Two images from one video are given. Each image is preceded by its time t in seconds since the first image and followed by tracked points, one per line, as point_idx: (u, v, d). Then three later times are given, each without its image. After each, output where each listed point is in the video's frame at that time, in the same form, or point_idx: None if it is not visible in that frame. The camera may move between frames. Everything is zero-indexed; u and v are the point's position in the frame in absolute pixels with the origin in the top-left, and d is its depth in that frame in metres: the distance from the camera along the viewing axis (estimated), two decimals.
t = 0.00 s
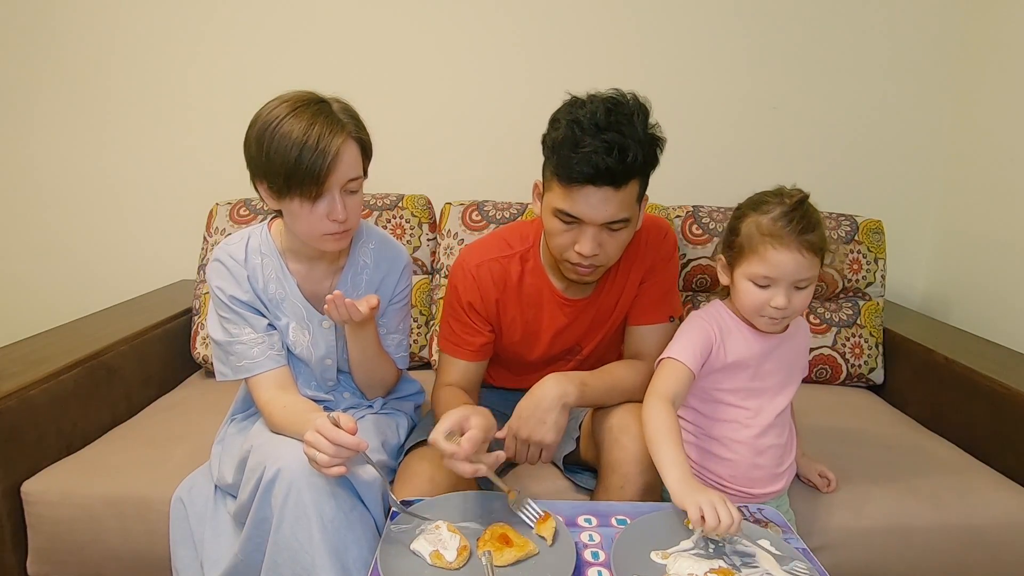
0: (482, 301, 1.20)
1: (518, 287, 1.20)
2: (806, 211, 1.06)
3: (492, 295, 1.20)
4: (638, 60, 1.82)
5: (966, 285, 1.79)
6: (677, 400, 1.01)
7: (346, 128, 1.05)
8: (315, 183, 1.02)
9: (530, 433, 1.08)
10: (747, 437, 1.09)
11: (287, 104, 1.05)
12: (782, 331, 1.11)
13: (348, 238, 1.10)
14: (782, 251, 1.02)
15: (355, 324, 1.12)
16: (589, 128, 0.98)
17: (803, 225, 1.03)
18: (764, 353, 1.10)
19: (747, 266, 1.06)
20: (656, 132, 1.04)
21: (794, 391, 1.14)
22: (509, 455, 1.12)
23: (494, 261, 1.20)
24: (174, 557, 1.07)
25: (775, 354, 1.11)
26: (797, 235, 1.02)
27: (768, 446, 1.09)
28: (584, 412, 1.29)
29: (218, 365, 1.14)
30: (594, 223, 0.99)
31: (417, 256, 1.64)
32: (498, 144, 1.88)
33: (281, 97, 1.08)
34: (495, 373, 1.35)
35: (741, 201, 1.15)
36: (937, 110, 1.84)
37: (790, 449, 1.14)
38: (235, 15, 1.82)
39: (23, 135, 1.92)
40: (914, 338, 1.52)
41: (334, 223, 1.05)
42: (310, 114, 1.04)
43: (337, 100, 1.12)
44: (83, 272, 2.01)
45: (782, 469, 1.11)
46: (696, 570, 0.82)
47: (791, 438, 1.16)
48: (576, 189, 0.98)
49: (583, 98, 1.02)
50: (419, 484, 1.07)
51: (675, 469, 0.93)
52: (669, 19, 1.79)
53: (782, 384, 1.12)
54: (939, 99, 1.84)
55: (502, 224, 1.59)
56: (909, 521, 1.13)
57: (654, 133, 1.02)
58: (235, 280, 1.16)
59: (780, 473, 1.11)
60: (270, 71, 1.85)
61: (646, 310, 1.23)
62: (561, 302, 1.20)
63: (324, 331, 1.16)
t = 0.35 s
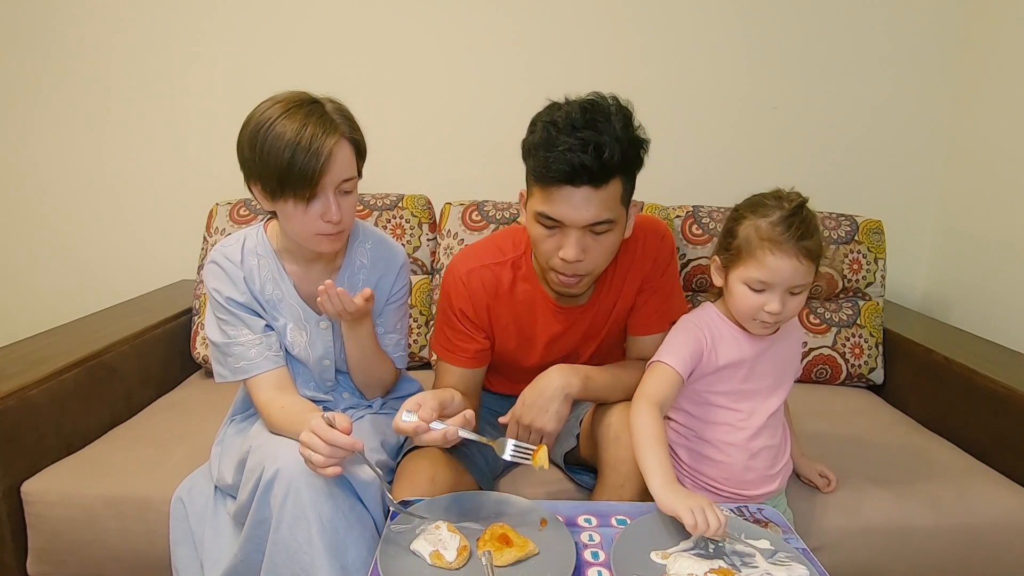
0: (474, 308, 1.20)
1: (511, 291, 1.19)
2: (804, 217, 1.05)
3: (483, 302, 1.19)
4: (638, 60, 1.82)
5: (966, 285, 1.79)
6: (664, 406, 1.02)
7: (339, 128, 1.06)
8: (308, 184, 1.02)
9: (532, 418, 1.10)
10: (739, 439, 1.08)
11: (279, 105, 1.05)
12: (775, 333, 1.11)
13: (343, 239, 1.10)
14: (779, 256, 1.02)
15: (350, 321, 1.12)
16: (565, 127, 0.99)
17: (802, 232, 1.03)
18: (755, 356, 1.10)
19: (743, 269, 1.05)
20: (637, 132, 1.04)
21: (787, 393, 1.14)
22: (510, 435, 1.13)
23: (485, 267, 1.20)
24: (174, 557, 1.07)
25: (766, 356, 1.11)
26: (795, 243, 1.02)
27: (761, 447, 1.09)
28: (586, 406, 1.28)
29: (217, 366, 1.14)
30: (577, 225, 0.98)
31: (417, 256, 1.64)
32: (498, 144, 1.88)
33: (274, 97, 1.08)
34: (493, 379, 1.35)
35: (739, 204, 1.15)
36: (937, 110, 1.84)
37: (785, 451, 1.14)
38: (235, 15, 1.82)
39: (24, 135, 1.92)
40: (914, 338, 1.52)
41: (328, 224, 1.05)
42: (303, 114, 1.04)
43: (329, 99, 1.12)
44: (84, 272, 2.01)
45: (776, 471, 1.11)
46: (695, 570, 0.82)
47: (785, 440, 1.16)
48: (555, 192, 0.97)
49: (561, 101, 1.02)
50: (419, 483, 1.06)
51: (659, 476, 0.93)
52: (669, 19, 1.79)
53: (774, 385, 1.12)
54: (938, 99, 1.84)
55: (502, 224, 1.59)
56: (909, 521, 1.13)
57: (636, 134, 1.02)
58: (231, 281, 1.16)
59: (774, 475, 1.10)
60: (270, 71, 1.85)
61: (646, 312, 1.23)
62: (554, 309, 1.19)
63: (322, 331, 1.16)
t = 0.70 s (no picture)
0: (455, 326, 1.18)
1: (494, 308, 1.17)
2: (788, 212, 1.05)
3: (468, 319, 1.17)
4: (637, 60, 1.82)
5: (966, 285, 1.79)
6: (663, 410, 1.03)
7: (334, 128, 1.06)
8: (305, 184, 1.02)
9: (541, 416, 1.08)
10: (736, 439, 1.08)
11: (274, 105, 1.05)
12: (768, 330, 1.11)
13: (340, 238, 1.10)
14: (765, 252, 1.02)
15: (348, 319, 1.12)
16: (530, 150, 0.92)
17: (786, 227, 1.03)
18: (750, 355, 1.10)
19: (731, 267, 1.06)
20: (616, 153, 0.97)
21: (785, 392, 1.14)
22: (516, 436, 1.11)
23: (469, 283, 1.17)
24: (174, 557, 1.07)
25: (761, 355, 1.11)
26: (780, 236, 1.02)
27: (758, 447, 1.09)
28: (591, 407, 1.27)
29: (216, 367, 1.15)
30: (544, 258, 0.92)
31: (417, 256, 1.64)
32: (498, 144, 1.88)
33: (268, 97, 1.08)
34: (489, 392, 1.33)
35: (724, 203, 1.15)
36: (938, 109, 1.84)
37: (783, 450, 1.13)
38: (236, 15, 1.82)
39: (24, 134, 1.92)
40: (914, 338, 1.52)
41: (325, 224, 1.05)
42: (298, 114, 1.04)
43: (325, 99, 1.12)
44: (84, 272, 2.01)
45: (775, 470, 1.10)
46: (695, 570, 0.82)
47: (785, 440, 1.15)
48: (520, 222, 0.91)
49: (532, 122, 0.96)
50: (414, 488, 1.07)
51: (660, 475, 0.93)
52: (669, 19, 1.79)
53: (770, 384, 1.12)
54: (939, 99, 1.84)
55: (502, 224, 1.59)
56: (909, 521, 1.13)
57: (610, 153, 0.96)
58: (229, 282, 1.16)
59: (773, 474, 1.10)
60: (270, 70, 1.85)
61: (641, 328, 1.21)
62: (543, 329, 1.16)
63: (320, 331, 1.17)
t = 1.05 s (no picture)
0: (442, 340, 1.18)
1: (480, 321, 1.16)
2: (800, 215, 1.05)
3: (453, 329, 1.17)
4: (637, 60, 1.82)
5: (966, 285, 1.79)
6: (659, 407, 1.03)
7: (332, 130, 1.06)
8: (302, 186, 1.02)
9: (541, 425, 1.09)
10: (743, 443, 1.08)
11: (272, 106, 1.05)
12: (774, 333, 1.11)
13: (339, 240, 1.10)
14: (777, 256, 1.02)
15: (347, 321, 1.12)
16: (480, 177, 0.93)
17: (799, 230, 1.03)
18: (756, 358, 1.10)
19: (742, 270, 1.05)
20: (577, 177, 0.97)
21: (788, 394, 1.14)
22: (518, 446, 1.12)
23: (453, 295, 1.18)
24: (173, 557, 1.07)
25: (767, 358, 1.11)
26: (793, 240, 1.02)
27: (764, 451, 1.09)
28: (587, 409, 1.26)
29: (215, 368, 1.14)
30: (496, 288, 0.93)
31: (417, 256, 1.63)
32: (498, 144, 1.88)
33: (267, 98, 1.08)
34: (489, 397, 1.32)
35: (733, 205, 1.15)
36: (938, 109, 1.84)
37: (785, 453, 1.14)
38: (235, 14, 1.82)
39: (24, 134, 1.92)
40: (914, 338, 1.52)
41: (323, 226, 1.05)
42: (295, 115, 1.04)
43: (324, 100, 1.12)
44: (83, 272, 2.01)
45: (779, 473, 1.11)
46: (695, 570, 0.82)
47: (787, 442, 1.16)
48: (474, 248, 0.92)
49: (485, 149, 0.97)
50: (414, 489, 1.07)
51: (657, 470, 0.93)
52: (669, 18, 1.79)
53: (775, 387, 1.12)
54: (939, 99, 1.84)
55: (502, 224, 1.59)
56: (909, 520, 1.13)
57: (561, 177, 0.94)
58: (228, 283, 1.16)
59: (777, 477, 1.11)
60: (270, 70, 1.85)
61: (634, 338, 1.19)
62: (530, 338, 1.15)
63: (319, 332, 1.17)
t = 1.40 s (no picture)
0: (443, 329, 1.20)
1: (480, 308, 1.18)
2: (804, 219, 1.05)
3: (452, 319, 1.19)
4: (637, 61, 1.82)
5: (966, 285, 1.79)
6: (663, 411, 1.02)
7: (335, 130, 1.06)
8: (305, 187, 1.02)
9: (526, 423, 1.10)
10: (739, 443, 1.08)
11: (274, 108, 1.05)
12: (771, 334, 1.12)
13: (342, 240, 1.10)
14: (779, 260, 1.02)
15: (349, 322, 1.12)
16: (437, 170, 0.95)
17: (803, 235, 1.03)
18: (752, 358, 1.10)
19: (742, 272, 1.05)
20: (525, 155, 0.97)
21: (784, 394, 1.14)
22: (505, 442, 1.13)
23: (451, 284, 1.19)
24: (174, 557, 1.07)
25: (762, 358, 1.11)
26: (795, 245, 1.02)
27: (760, 451, 1.09)
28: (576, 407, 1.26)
29: (217, 367, 1.14)
30: (471, 267, 0.95)
31: (417, 256, 1.63)
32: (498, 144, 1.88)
33: (270, 99, 1.08)
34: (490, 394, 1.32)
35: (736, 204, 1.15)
36: (938, 109, 1.84)
37: (782, 452, 1.14)
38: (235, 14, 1.82)
39: (23, 134, 1.92)
40: (914, 338, 1.52)
41: (325, 226, 1.05)
42: (298, 116, 1.04)
43: (326, 100, 1.12)
44: (83, 272, 2.01)
45: (774, 473, 1.11)
46: (696, 570, 0.82)
47: (783, 442, 1.16)
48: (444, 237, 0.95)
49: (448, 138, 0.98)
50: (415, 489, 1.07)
51: (665, 476, 0.92)
52: (669, 18, 1.79)
53: (771, 387, 1.12)
54: (939, 98, 1.84)
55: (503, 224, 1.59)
56: (908, 520, 1.13)
57: (508, 157, 0.95)
58: (230, 283, 1.16)
59: (773, 477, 1.11)
60: (270, 70, 1.85)
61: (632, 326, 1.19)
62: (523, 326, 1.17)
63: (320, 333, 1.17)
